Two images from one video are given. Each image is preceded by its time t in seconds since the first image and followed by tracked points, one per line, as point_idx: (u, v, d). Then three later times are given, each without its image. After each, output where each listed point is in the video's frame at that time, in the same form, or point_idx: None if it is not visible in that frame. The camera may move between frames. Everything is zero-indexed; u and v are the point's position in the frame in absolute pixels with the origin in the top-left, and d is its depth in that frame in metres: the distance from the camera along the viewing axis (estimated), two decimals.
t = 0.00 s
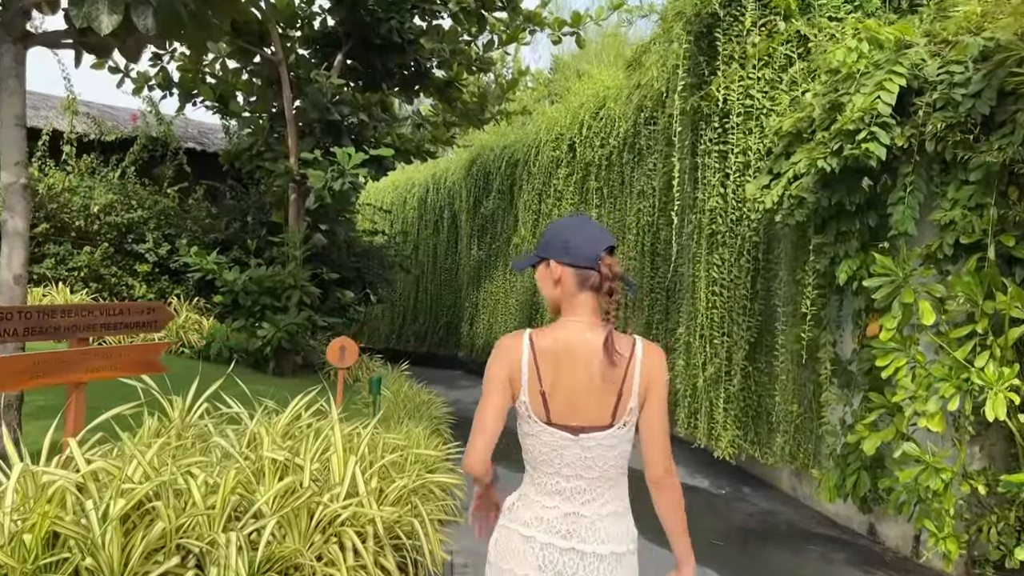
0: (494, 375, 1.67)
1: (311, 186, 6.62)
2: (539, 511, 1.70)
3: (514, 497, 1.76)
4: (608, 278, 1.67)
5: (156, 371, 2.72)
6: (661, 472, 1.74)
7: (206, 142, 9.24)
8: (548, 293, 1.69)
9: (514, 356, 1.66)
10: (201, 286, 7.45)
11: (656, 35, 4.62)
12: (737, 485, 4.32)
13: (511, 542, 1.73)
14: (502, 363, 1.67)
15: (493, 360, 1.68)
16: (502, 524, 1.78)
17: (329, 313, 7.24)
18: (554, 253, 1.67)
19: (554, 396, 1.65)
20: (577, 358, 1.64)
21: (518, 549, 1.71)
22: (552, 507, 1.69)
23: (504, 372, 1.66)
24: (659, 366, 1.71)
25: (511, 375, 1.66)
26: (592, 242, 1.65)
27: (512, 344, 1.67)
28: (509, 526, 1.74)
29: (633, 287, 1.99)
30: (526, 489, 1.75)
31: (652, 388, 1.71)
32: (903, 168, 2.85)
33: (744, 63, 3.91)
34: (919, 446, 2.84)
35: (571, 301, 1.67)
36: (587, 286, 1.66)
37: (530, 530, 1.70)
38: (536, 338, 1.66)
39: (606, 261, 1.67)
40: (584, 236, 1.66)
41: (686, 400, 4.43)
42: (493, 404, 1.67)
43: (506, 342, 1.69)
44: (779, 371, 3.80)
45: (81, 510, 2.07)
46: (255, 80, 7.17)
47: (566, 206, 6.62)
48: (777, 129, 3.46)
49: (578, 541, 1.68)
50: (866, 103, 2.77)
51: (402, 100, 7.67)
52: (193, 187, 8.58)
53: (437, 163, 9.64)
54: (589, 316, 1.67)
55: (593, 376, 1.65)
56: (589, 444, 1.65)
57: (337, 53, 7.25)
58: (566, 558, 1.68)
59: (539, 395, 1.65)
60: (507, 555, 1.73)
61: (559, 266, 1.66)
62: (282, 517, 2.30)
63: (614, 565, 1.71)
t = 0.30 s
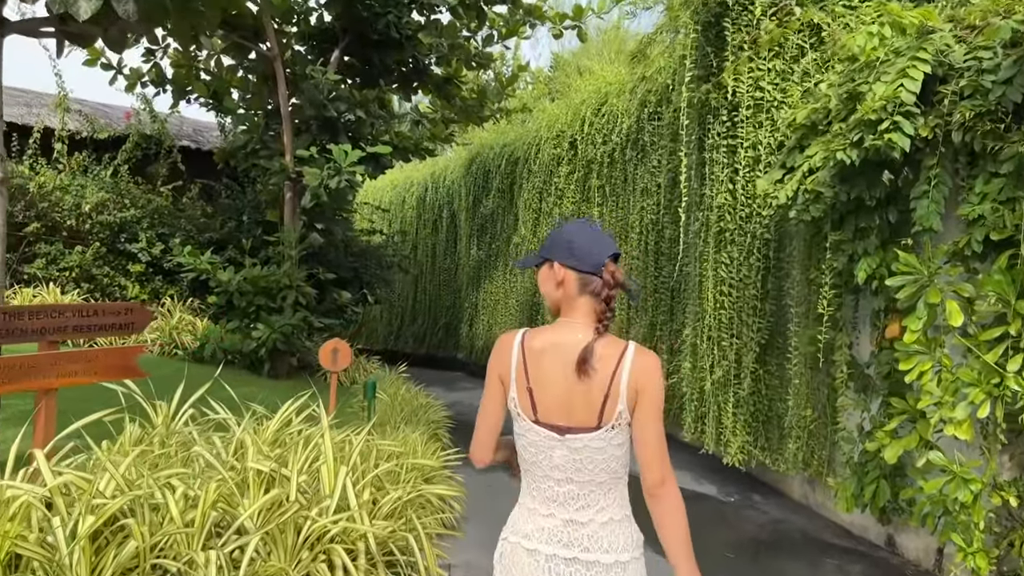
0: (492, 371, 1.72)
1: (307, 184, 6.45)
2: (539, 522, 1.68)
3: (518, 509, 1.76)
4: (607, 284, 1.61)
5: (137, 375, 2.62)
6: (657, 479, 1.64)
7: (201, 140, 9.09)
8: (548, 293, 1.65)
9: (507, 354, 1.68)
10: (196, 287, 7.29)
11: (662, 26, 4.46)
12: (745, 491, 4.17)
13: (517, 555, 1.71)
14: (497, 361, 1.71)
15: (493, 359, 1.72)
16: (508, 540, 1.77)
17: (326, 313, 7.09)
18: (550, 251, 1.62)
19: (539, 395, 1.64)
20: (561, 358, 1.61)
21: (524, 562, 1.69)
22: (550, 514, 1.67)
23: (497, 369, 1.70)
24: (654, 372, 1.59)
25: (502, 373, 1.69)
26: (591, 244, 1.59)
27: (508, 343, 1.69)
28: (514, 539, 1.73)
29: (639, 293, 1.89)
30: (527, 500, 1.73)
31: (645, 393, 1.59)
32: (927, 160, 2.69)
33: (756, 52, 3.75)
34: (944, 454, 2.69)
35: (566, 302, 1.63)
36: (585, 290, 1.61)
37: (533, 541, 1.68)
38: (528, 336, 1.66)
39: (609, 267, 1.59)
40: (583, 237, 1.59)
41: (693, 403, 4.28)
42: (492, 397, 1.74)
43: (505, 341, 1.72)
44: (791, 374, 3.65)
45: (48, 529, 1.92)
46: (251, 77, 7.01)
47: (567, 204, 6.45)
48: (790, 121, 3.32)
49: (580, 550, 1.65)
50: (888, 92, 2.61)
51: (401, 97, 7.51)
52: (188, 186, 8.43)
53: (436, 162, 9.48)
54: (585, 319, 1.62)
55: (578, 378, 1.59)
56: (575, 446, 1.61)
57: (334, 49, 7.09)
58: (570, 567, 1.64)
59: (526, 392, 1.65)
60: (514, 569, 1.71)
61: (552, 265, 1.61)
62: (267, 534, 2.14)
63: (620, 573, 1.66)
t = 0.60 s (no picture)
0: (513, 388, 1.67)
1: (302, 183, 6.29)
2: (560, 527, 1.65)
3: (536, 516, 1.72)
4: (632, 294, 1.62)
5: (109, 372, 2.51)
6: (675, 487, 1.66)
7: (195, 139, 8.93)
8: (571, 301, 1.64)
9: (531, 367, 1.65)
10: (189, 288, 7.12)
11: (668, 18, 4.30)
12: (754, 501, 4.00)
13: (537, 563, 1.67)
14: (520, 376, 1.66)
15: (513, 374, 1.67)
16: (524, 548, 1.73)
17: (322, 315, 6.93)
18: (573, 259, 1.62)
19: (566, 406, 1.62)
20: (590, 368, 1.60)
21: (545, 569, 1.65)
22: (573, 519, 1.64)
23: (520, 384, 1.66)
24: (676, 381, 1.62)
25: (525, 385, 1.65)
26: (615, 253, 1.58)
27: (529, 357, 1.66)
28: (533, 546, 1.69)
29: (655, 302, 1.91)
30: (546, 505, 1.70)
31: (668, 403, 1.62)
32: (953, 152, 2.53)
33: (766, 43, 3.59)
34: (972, 463, 2.53)
35: (590, 311, 1.63)
36: (611, 299, 1.61)
37: (555, 549, 1.65)
38: (552, 348, 1.64)
39: (634, 276, 1.61)
40: (609, 246, 1.59)
41: (700, 410, 4.11)
42: (516, 418, 1.66)
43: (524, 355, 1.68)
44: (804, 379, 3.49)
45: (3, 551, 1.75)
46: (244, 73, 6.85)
47: (568, 203, 6.29)
48: (802, 114, 3.17)
49: (603, 551, 1.63)
50: (912, 79, 2.45)
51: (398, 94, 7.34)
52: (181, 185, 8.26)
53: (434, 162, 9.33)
54: (610, 328, 1.62)
55: (606, 389, 1.60)
56: (600, 456, 1.60)
57: (330, 45, 6.93)
58: (594, 570, 1.62)
59: (552, 403, 1.63)
60: None
61: (576, 272, 1.61)
62: (245, 556, 1.97)
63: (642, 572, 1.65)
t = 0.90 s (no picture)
0: (541, 388, 1.71)
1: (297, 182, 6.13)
2: (580, 527, 1.74)
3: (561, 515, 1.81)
4: (657, 296, 1.73)
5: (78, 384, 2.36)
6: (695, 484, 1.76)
7: (189, 138, 8.77)
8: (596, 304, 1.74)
9: (561, 369, 1.70)
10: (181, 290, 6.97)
11: (675, 10, 4.14)
12: (764, 511, 3.85)
13: (559, 560, 1.77)
14: (549, 378, 1.71)
15: (541, 375, 1.72)
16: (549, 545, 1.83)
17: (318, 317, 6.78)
18: (601, 262, 1.72)
19: (597, 407, 1.69)
20: (621, 368, 1.68)
21: (566, 566, 1.75)
22: (593, 521, 1.72)
23: (550, 385, 1.71)
24: (698, 378, 1.74)
25: (556, 387, 1.70)
26: (641, 257, 1.70)
27: (558, 359, 1.72)
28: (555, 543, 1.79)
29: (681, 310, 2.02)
30: (570, 506, 1.78)
31: (692, 400, 1.73)
32: (982, 146, 2.38)
33: (778, 33, 3.43)
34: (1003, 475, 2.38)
35: (616, 312, 1.72)
36: (635, 301, 1.71)
37: (575, 548, 1.74)
38: (582, 350, 1.71)
39: (657, 279, 1.72)
40: (632, 251, 1.70)
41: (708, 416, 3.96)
42: (542, 418, 1.70)
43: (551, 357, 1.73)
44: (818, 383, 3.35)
45: None
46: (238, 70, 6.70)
47: (570, 203, 6.12)
48: (818, 107, 3.01)
49: (619, 553, 1.70)
50: (941, 67, 2.30)
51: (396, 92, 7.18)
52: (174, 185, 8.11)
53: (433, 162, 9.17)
54: (636, 330, 1.72)
55: (635, 389, 1.68)
56: (628, 457, 1.68)
57: (326, 41, 6.78)
58: (609, 570, 1.70)
59: (584, 405, 1.69)
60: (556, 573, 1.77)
61: (603, 274, 1.72)
62: None
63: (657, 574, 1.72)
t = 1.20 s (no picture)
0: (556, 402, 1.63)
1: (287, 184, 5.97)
2: (588, 528, 1.65)
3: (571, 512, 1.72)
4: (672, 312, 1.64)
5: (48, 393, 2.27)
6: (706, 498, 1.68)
7: (179, 140, 8.61)
8: (611, 319, 1.63)
9: (575, 385, 1.61)
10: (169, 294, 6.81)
11: (678, 6, 4.00)
12: (771, 523, 3.71)
13: (564, 558, 1.69)
14: (564, 393, 1.62)
15: (556, 390, 1.63)
16: (556, 542, 1.74)
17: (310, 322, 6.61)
18: (616, 276, 1.61)
19: (612, 423, 1.60)
20: (637, 384, 1.58)
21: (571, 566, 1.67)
22: (604, 524, 1.63)
23: (565, 400, 1.62)
24: (713, 394, 1.64)
25: (570, 402, 1.61)
26: (657, 271, 1.60)
27: (572, 375, 1.62)
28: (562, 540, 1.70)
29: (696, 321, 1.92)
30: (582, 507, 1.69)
31: (706, 416, 1.64)
32: (1009, 141, 2.23)
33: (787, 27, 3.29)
34: None
35: (632, 328, 1.62)
36: (652, 317, 1.61)
37: (583, 549, 1.65)
38: (597, 366, 1.61)
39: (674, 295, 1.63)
40: (650, 266, 1.60)
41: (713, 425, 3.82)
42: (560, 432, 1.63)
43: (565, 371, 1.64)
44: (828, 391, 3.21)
45: None
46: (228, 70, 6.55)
47: (568, 206, 5.98)
48: (830, 102, 2.87)
49: (626, 560, 1.62)
50: (967, 58, 2.17)
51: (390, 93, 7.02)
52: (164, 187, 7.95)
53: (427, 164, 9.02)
54: (652, 344, 1.62)
55: (651, 404, 1.59)
56: (642, 468, 1.59)
57: (318, 41, 6.62)
58: None
59: (599, 419, 1.60)
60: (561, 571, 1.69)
61: (619, 290, 1.61)
62: None
63: None
